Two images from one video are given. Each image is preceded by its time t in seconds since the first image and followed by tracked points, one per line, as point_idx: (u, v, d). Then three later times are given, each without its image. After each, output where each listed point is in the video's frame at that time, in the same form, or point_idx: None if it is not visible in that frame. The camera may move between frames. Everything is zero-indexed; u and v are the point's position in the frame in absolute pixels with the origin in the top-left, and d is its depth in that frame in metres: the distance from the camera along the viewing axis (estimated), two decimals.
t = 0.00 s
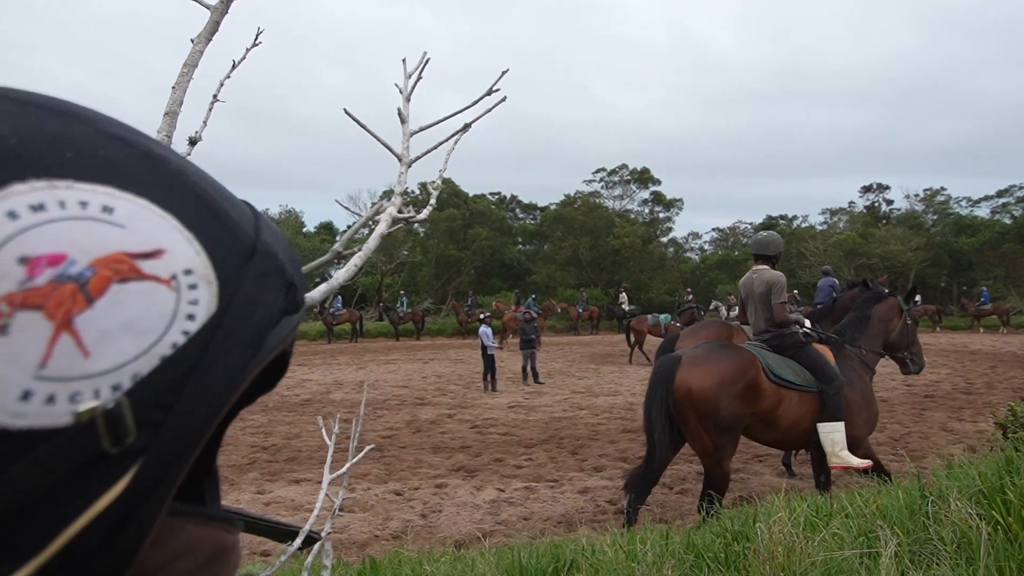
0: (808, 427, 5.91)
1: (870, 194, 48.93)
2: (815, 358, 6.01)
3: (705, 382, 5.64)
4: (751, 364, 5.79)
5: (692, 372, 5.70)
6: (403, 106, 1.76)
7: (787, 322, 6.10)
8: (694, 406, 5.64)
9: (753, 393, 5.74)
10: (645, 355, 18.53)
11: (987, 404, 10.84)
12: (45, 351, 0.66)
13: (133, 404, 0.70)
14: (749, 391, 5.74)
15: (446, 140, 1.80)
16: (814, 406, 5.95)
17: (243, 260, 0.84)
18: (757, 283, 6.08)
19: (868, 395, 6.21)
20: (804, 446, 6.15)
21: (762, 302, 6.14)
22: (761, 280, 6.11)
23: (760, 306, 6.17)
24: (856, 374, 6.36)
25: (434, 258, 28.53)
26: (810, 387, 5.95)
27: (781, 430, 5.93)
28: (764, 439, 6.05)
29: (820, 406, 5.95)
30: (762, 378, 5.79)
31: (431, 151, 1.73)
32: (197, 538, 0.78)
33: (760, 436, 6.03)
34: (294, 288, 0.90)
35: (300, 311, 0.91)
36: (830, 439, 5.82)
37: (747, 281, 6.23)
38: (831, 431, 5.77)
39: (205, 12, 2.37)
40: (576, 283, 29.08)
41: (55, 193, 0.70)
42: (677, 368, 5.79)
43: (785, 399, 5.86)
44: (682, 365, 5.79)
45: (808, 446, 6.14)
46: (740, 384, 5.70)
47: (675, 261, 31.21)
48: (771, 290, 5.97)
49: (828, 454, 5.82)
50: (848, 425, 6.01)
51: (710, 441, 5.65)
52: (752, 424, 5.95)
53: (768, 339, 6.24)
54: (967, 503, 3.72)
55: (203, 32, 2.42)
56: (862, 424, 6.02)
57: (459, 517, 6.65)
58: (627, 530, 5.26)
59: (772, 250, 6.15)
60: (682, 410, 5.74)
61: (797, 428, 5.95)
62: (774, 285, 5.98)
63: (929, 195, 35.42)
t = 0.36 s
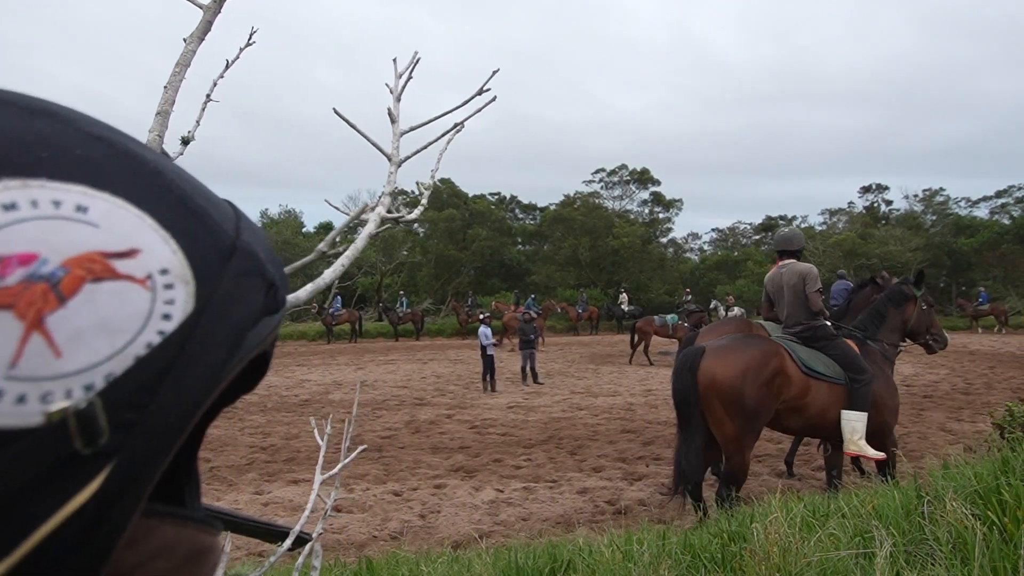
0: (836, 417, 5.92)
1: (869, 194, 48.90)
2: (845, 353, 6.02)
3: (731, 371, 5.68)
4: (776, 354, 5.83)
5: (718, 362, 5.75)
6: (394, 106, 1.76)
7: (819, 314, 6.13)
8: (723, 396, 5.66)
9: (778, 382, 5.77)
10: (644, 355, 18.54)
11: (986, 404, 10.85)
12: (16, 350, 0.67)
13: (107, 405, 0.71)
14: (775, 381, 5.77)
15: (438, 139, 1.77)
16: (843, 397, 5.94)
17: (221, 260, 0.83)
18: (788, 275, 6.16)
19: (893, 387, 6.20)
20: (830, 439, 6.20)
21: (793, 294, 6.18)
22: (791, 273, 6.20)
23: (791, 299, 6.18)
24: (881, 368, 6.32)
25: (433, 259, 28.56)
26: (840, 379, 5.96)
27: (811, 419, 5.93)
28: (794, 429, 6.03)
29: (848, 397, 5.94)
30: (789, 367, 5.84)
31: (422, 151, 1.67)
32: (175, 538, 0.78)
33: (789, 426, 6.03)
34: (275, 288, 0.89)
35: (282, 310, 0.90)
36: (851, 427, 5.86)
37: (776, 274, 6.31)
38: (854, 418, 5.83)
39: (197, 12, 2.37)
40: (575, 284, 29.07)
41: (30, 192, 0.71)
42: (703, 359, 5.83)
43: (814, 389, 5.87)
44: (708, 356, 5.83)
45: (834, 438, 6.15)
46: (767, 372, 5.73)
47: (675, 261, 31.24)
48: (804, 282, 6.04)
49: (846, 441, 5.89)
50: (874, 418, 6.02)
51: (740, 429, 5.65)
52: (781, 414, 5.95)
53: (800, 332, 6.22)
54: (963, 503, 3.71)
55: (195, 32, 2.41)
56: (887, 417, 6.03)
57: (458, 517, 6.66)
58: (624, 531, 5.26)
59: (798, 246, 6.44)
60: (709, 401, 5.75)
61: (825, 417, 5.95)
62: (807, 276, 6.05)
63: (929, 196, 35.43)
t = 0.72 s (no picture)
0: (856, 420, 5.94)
1: (867, 194, 48.90)
2: (867, 358, 6.07)
3: (754, 371, 5.68)
4: (798, 356, 5.81)
5: (742, 363, 5.74)
6: (379, 107, 1.77)
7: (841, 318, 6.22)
8: (746, 396, 5.67)
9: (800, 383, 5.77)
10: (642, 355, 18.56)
11: (983, 404, 10.88)
12: None
13: (76, 406, 0.71)
14: (796, 382, 5.78)
15: (425, 138, 1.70)
16: (863, 399, 5.96)
17: (197, 259, 0.83)
18: (812, 279, 6.26)
19: (911, 389, 6.27)
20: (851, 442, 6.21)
21: (817, 297, 6.28)
22: (815, 278, 6.30)
23: (814, 303, 6.29)
24: (899, 371, 6.39)
25: (432, 259, 28.56)
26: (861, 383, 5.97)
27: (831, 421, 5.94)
28: (813, 430, 6.06)
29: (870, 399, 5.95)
30: (811, 369, 5.84)
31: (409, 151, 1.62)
32: (147, 539, 0.78)
33: (809, 426, 6.06)
34: (253, 287, 0.88)
35: (258, 311, 0.89)
36: (878, 432, 5.83)
37: (800, 279, 6.41)
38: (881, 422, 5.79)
39: (188, 11, 2.37)
40: (574, 284, 29.08)
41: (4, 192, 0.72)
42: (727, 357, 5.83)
43: (835, 391, 5.88)
44: (730, 357, 5.82)
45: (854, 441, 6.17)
46: (789, 373, 5.73)
47: (673, 261, 31.27)
48: (829, 286, 6.16)
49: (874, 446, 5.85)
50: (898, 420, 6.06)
51: (762, 429, 5.66)
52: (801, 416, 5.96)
53: (822, 335, 6.30)
54: (959, 503, 3.71)
55: (186, 31, 2.41)
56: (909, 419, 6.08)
57: (456, 517, 6.65)
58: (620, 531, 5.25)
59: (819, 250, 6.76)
60: (731, 400, 5.74)
61: (846, 420, 5.95)
62: (831, 281, 6.16)
63: (927, 196, 35.49)
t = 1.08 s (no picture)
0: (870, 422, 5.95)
1: (865, 194, 48.74)
2: (878, 361, 6.02)
3: (770, 371, 5.73)
4: (813, 359, 5.84)
5: (759, 362, 5.78)
6: (368, 106, 1.75)
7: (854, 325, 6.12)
8: (762, 395, 5.71)
9: (814, 385, 5.81)
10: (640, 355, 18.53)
11: (980, 403, 10.89)
12: None
13: (46, 403, 0.71)
14: (810, 384, 5.81)
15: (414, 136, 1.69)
16: (877, 401, 5.96)
17: (172, 256, 0.81)
18: (830, 284, 6.08)
19: (926, 387, 6.30)
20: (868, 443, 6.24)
21: (833, 303, 6.14)
22: (833, 282, 6.12)
23: (829, 309, 6.14)
24: (912, 371, 6.43)
25: (430, 258, 28.52)
26: (872, 384, 5.96)
27: (844, 425, 5.95)
28: (827, 434, 6.07)
29: (883, 402, 5.96)
30: (823, 371, 5.86)
31: (398, 149, 1.59)
32: (120, 537, 0.78)
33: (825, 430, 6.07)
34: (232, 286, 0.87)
35: (238, 309, 0.87)
36: (896, 436, 5.81)
37: (817, 283, 6.22)
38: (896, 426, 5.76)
39: (178, 9, 2.35)
40: (573, 284, 29.00)
41: None
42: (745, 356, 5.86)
43: (847, 394, 5.89)
44: (748, 355, 5.85)
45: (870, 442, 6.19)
46: (803, 375, 5.76)
47: (671, 261, 31.26)
48: (846, 293, 6.00)
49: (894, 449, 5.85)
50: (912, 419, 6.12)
51: (774, 428, 5.72)
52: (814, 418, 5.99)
53: (833, 342, 6.20)
54: (953, 503, 3.71)
55: (177, 28, 2.39)
56: (923, 417, 6.13)
57: (453, 517, 6.64)
58: (616, 531, 5.24)
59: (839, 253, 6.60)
60: (746, 398, 5.79)
61: (860, 423, 5.96)
62: (849, 288, 6.01)
63: (925, 196, 35.51)
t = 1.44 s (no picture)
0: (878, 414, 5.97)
1: (864, 194, 48.79)
2: (885, 350, 6.05)
3: (783, 369, 5.75)
4: (823, 356, 5.89)
5: (772, 361, 5.80)
6: (358, 103, 1.76)
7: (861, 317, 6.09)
8: (777, 393, 5.72)
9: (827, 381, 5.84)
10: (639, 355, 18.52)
11: (978, 404, 10.89)
12: None
13: (19, 398, 0.71)
14: (822, 381, 5.84)
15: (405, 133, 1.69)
16: (884, 392, 5.97)
17: (149, 252, 0.81)
18: (837, 277, 6.08)
19: (932, 379, 6.30)
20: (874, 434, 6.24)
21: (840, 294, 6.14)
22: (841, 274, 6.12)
23: (835, 300, 6.16)
24: (920, 362, 6.44)
25: (429, 258, 28.52)
26: (880, 374, 5.97)
27: (852, 416, 5.97)
28: (836, 425, 6.09)
29: (891, 392, 5.96)
30: (833, 367, 5.90)
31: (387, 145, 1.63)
32: (97, 533, 0.78)
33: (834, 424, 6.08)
34: (212, 282, 0.85)
35: (220, 306, 0.86)
36: (902, 424, 5.83)
37: (826, 275, 6.24)
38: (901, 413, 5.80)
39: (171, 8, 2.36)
40: (571, 284, 28.98)
41: None
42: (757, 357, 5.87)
43: (855, 386, 5.92)
44: (762, 356, 5.86)
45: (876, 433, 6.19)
46: (815, 372, 5.80)
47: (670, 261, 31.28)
48: (851, 286, 5.95)
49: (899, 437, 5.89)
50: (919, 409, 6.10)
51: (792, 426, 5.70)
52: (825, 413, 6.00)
53: (839, 332, 6.24)
54: (948, 502, 3.71)
55: (169, 28, 2.40)
56: (930, 408, 6.11)
57: (451, 516, 6.63)
58: (613, 530, 5.24)
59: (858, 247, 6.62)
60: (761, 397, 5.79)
61: (869, 416, 5.98)
62: (855, 280, 5.96)
63: (924, 196, 35.56)
